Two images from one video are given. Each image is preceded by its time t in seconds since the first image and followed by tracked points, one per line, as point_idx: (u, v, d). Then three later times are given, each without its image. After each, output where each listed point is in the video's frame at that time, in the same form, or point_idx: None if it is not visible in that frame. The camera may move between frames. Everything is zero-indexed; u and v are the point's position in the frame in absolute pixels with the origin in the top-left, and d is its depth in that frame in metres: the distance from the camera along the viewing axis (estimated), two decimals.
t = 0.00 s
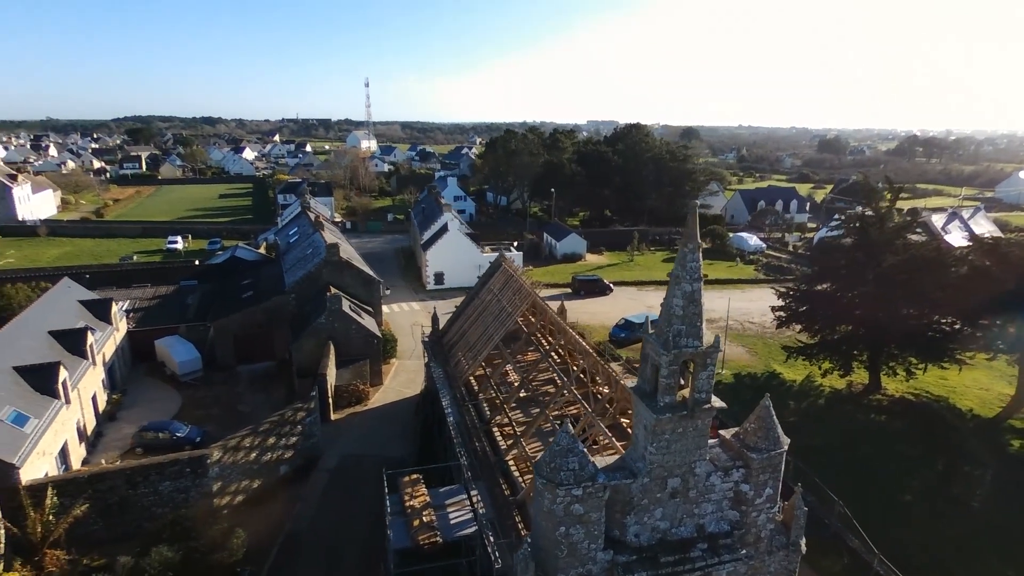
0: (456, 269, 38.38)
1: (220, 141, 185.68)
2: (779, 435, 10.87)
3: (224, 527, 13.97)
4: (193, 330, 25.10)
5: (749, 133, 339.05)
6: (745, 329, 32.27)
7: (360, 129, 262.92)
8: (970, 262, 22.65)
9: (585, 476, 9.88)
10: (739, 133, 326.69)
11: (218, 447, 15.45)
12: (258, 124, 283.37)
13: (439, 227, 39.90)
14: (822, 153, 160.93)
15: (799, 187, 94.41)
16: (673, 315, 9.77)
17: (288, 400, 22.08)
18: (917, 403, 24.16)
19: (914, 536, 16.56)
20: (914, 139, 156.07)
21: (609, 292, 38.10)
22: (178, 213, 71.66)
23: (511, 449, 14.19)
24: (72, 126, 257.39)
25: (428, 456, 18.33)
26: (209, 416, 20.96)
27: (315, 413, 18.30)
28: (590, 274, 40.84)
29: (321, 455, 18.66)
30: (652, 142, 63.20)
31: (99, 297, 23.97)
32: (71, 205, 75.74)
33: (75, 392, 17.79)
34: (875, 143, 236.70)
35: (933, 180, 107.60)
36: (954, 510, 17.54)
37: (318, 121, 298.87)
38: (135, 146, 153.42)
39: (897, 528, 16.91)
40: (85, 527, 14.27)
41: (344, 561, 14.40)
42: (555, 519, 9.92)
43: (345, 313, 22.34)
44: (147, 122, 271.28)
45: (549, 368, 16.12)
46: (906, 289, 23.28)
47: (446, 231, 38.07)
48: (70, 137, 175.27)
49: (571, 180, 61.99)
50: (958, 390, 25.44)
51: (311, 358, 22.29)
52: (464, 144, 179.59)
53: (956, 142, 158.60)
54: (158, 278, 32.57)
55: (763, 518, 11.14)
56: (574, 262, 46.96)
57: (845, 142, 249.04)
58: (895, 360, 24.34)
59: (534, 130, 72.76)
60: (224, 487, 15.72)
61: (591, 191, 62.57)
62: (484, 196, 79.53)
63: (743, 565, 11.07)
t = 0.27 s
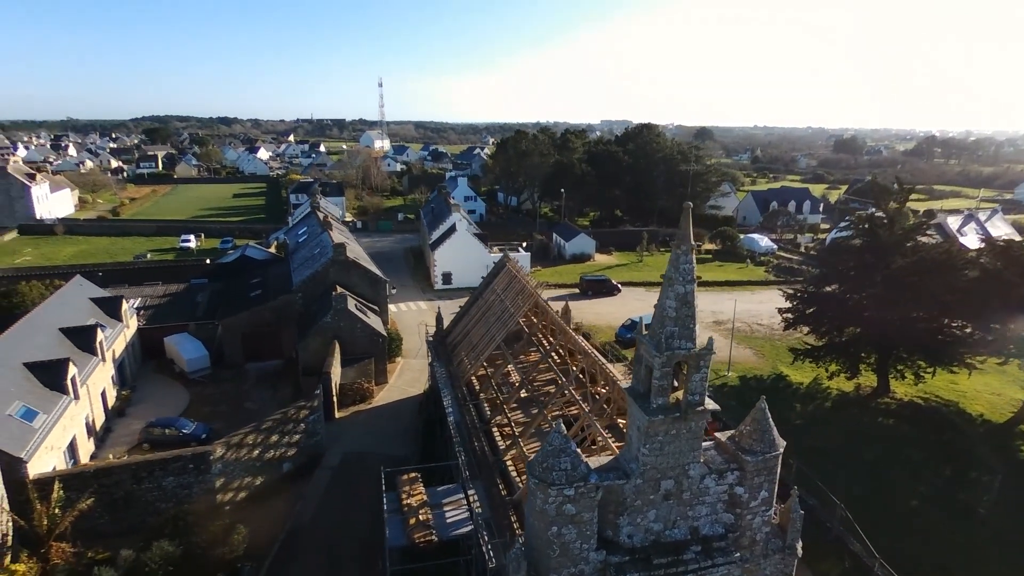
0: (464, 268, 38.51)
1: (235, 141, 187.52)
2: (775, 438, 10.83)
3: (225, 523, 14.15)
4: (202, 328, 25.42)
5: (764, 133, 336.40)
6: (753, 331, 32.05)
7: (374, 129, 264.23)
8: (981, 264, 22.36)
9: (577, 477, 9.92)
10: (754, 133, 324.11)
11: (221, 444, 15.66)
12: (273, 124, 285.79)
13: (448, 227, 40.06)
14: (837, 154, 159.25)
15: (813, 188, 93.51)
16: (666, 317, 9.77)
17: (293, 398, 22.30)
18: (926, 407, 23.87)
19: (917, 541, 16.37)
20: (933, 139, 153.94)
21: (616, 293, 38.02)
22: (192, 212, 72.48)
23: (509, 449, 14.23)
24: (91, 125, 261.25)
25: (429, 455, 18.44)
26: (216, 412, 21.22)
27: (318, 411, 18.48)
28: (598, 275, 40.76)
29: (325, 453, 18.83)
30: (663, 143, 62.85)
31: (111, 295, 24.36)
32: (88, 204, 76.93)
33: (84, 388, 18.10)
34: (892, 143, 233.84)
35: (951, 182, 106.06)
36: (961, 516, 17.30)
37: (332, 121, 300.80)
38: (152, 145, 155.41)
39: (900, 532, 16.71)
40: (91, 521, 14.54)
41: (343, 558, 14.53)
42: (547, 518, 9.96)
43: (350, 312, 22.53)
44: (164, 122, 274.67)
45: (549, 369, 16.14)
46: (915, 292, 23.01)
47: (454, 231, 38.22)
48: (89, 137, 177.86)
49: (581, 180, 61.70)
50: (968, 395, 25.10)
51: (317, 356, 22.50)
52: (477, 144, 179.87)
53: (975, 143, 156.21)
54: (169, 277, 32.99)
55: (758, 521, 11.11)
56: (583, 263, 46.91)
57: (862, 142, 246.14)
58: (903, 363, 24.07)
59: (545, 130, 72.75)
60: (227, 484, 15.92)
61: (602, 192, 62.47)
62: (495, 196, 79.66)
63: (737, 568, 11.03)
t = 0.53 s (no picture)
0: (470, 268, 38.60)
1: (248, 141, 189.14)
2: (769, 438, 10.81)
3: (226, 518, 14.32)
4: (209, 326, 25.70)
5: (777, 133, 334.03)
6: (760, 332, 31.87)
7: (385, 129, 265.30)
8: (990, 266, 22.10)
9: (570, 476, 9.95)
10: (766, 133, 321.99)
11: (223, 440, 15.83)
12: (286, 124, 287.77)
13: (454, 226, 40.14)
14: (851, 154, 157.77)
15: (826, 189, 92.73)
16: (659, 317, 9.77)
17: (297, 396, 22.48)
18: (933, 410, 23.61)
19: (920, 545, 16.20)
20: (948, 139, 152.11)
21: (623, 293, 37.95)
22: (203, 211, 73.16)
23: (508, 448, 14.28)
24: (107, 126, 264.38)
25: (430, 454, 18.52)
26: (221, 409, 21.45)
27: (321, 409, 18.62)
28: (605, 275, 40.69)
29: (327, 450, 18.97)
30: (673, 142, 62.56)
31: (119, 293, 24.67)
32: (102, 203, 77.89)
33: (90, 384, 18.35)
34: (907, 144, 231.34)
35: (967, 182, 104.82)
36: (965, 520, 17.12)
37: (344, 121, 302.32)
38: (166, 146, 156.97)
39: (902, 536, 16.57)
40: (95, 515, 14.77)
41: (342, 554, 14.65)
42: (540, 517, 10.01)
43: (354, 310, 22.70)
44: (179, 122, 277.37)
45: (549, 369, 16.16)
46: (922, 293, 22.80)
47: (461, 231, 38.32)
48: (104, 137, 180.03)
49: (590, 180, 61.51)
50: (977, 398, 24.78)
51: (321, 354, 22.67)
52: (487, 144, 180.09)
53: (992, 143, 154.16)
54: (178, 275, 33.34)
55: (753, 522, 11.07)
56: (590, 263, 46.86)
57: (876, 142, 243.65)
58: (909, 366, 23.83)
59: (554, 130, 72.67)
60: (229, 480, 16.09)
61: (610, 192, 62.37)
62: (504, 196, 79.70)
63: (731, 569, 10.99)
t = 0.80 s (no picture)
0: (479, 267, 38.72)
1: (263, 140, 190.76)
2: (764, 439, 10.78)
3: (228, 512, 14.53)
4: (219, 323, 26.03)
5: (793, 133, 330.86)
6: (768, 333, 31.65)
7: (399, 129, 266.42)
8: (1002, 268, 21.77)
9: (562, 474, 10.00)
10: (782, 133, 319.20)
11: (228, 435, 16.05)
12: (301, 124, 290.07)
13: (463, 225, 40.26)
14: (868, 154, 155.97)
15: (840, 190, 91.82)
16: (651, 316, 9.79)
17: (303, 393, 22.71)
18: (942, 414, 23.32)
19: (924, 548, 15.97)
20: (968, 140, 149.83)
21: (631, 293, 37.87)
22: (217, 210, 73.99)
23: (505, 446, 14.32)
24: (126, 125, 268.05)
25: (432, 451, 18.62)
26: (228, 405, 21.72)
27: (325, 406, 18.80)
28: (613, 275, 40.63)
29: (331, 447, 19.15)
30: (683, 142, 62.29)
31: (131, 290, 25.07)
32: (119, 201, 79.06)
33: (100, 379, 18.70)
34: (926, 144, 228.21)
35: (986, 183, 103.21)
36: (972, 524, 16.86)
37: (358, 121, 304.08)
38: (183, 145, 158.80)
39: (907, 538, 16.33)
40: (102, 507, 15.06)
41: (342, 549, 14.79)
42: (532, 514, 10.06)
43: (360, 309, 22.90)
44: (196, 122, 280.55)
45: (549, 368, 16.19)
46: (932, 294, 22.51)
47: (469, 230, 38.45)
48: (123, 137, 182.53)
49: (599, 180, 61.36)
50: (988, 401, 24.43)
51: (327, 352, 22.86)
52: (500, 143, 180.23)
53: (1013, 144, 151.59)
54: (190, 273, 33.78)
55: (747, 522, 11.04)
56: (599, 263, 46.81)
57: (895, 142, 240.59)
58: (918, 368, 23.55)
59: (566, 129, 72.48)
60: (233, 474, 16.31)
61: (621, 192, 62.23)
62: (515, 196, 79.76)
63: (725, 569, 10.96)
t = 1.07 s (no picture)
0: (488, 266, 38.83)
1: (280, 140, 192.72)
2: (760, 440, 10.76)
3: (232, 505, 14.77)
4: (229, 320, 26.37)
5: (811, 133, 327.12)
6: (778, 335, 31.41)
7: (414, 129, 267.54)
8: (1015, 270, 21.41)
9: (555, 472, 10.05)
10: (800, 133, 315.67)
11: (233, 430, 16.30)
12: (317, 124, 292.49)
13: (473, 225, 40.40)
14: (887, 155, 153.84)
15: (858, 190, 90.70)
16: (645, 316, 9.80)
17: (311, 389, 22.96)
18: (953, 417, 22.99)
19: (929, 552, 15.76)
20: (991, 140, 147.15)
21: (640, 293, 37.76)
22: (233, 209, 74.85)
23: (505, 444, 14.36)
24: (146, 125, 272.02)
25: (435, 448, 18.73)
26: (236, 401, 22.02)
27: (330, 402, 19.01)
28: (623, 275, 40.54)
29: (335, 443, 19.35)
30: (696, 142, 61.90)
31: (144, 287, 25.50)
32: (138, 200, 80.38)
33: (111, 374, 19.06)
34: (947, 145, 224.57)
35: (1009, 184, 101.29)
36: (979, 529, 16.58)
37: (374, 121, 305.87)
38: (201, 144, 160.88)
39: (912, 542, 16.12)
40: (110, 499, 15.38)
41: (343, 545, 14.95)
42: (524, 512, 10.12)
43: (367, 307, 23.11)
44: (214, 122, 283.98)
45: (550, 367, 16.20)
46: (943, 297, 22.20)
47: (479, 229, 38.58)
48: (143, 137, 185.27)
49: (610, 179, 61.16)
50: (1001, 405, 24.04)
51: (334, 349, 23.10)
52: (515, 143, 180.40)
53: None
54: (203, 271, 34.25)
55: (743, 523, 11.01)
56: (610, 263, 46.72)
57: (915, 142, 237.15)
58: (929, 371, 23.23)
59: (579, 129, 72.42)
60: (239, 469, 16.55)
61: (634, 192, 62.07)
62: (528, 196, 79.82)
63: (719, 569, 10.94)
